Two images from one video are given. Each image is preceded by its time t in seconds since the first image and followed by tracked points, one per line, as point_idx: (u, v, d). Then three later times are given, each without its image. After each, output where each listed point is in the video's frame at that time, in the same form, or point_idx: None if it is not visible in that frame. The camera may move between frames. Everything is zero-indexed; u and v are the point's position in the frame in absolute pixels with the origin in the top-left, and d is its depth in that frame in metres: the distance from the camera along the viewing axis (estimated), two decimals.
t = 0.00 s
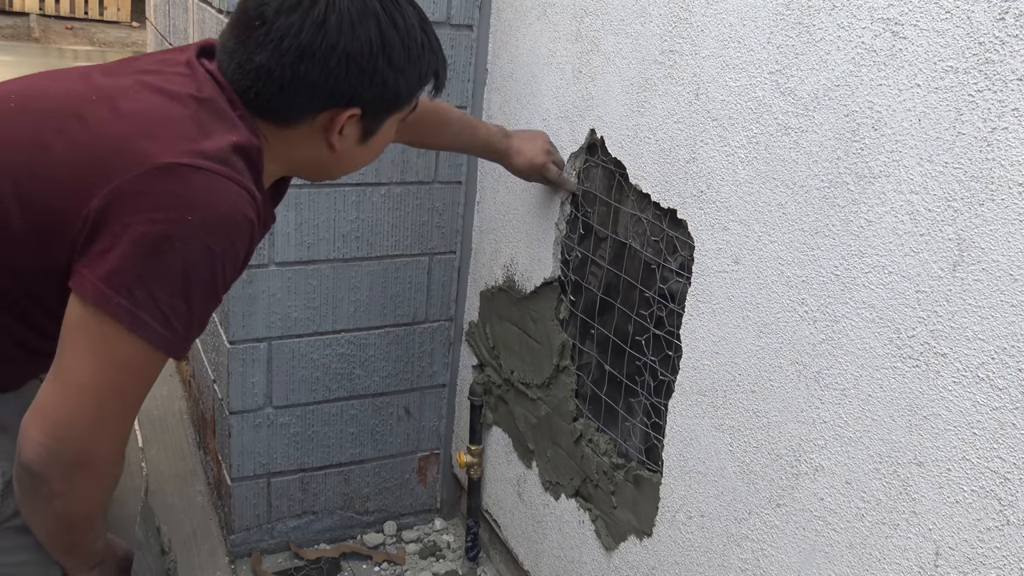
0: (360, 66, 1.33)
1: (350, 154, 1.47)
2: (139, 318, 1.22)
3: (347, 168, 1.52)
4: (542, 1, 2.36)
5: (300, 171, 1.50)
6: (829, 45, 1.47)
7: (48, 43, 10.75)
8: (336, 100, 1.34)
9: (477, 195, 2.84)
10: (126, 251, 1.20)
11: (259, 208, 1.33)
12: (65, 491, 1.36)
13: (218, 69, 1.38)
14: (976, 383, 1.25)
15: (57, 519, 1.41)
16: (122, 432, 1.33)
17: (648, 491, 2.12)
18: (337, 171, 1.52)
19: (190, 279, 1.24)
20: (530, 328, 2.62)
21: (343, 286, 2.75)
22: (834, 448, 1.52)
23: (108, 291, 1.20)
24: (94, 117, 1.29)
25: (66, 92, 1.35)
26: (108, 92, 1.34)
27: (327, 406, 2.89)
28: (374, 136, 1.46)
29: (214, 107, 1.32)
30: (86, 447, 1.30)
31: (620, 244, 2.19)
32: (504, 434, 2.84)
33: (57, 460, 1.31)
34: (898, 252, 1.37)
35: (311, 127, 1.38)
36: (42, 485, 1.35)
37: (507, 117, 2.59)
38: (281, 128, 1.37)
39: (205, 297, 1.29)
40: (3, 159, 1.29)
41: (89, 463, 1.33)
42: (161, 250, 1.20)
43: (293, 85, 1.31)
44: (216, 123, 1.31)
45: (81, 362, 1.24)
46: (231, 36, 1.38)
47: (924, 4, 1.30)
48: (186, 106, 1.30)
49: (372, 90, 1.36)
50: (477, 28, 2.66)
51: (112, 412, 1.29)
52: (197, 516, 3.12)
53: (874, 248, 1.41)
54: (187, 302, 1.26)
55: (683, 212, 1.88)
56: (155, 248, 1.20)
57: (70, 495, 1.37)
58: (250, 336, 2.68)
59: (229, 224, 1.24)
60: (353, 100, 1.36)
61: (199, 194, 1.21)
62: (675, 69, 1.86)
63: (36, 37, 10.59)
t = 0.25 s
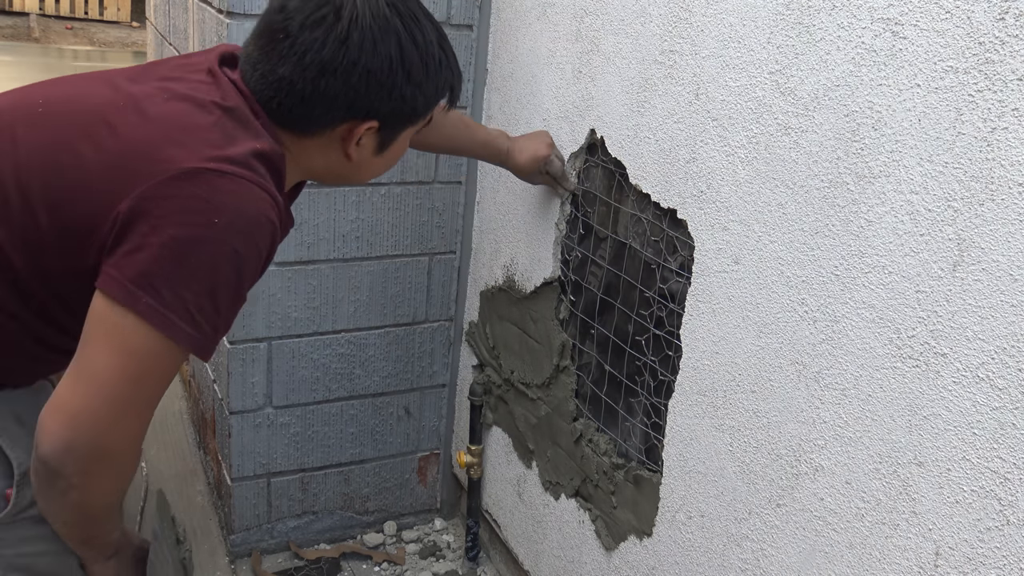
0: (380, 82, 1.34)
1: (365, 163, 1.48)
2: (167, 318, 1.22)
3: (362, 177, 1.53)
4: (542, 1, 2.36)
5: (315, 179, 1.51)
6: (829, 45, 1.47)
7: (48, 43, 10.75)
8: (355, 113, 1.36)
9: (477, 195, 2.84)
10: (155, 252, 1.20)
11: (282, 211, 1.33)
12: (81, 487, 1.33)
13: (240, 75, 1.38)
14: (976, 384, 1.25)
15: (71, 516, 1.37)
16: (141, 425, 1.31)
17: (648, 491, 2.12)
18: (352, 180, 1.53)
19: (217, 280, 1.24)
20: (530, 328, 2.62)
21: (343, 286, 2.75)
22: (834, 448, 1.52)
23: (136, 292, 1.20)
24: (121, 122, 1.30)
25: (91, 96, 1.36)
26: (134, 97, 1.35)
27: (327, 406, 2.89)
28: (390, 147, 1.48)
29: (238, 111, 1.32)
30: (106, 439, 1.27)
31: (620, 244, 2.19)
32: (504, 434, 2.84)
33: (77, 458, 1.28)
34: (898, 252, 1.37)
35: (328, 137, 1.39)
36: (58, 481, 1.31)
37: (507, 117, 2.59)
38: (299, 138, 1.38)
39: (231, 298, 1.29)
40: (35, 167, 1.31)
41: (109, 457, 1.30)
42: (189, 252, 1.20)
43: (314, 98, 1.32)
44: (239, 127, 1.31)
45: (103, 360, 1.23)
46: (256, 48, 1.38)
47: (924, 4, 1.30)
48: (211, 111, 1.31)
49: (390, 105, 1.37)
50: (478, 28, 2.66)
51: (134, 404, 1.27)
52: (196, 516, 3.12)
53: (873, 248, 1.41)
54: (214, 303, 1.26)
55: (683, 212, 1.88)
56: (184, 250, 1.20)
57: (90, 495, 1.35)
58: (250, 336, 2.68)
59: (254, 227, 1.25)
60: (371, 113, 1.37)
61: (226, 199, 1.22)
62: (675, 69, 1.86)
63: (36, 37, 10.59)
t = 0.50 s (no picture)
0: (386, 92, 1.35)
1: (365, 167, 1.49)
2: (184, 303, 1.23)
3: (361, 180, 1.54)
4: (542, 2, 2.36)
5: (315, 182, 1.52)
6: (829, 45, 1.47)
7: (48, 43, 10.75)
8: (359, 119, 1.36)
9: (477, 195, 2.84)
10: (173, 240, 1.21)
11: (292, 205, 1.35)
12: (92, 471, 1.32)
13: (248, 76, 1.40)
14: (976, 383, 1.25)
15: (82, 501, 1.37)
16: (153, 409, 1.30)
17: (649, 491, 2.12)
18: (351, 183, 1.54)
19: (233, 268, 1.26)
20: (530, 328, 2.62)
21: (343, 286, 2.75)
22: (834, 448, 1.52)
23: (155, 278, 1.21)
24: (135, 119, 1.32)
25: (103, 96, 1.37)
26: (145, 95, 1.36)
27: (327, 406, 2.89)
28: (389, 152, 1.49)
29: (248, 108, 1.34)
30: (120, 424, 1.27)
31: (620, 244, 2.19)
32: (504, 434, 2.84)
33: (89, 442, 1.27)
34: (898, 252, 1.37)
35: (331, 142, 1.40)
36: (70, 466, 1.31)
37: (508, 117, 2.59)
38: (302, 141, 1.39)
39: (245, 286, 1.30)
40: (51, 163, 1.33)
41: (121, 441, 1.30)
42: (207, 240, 1.22)
43: (321, 103, 1.33)
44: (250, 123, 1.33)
45: (114, 343, 1.22)
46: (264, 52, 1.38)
47: (924, 4, 1.30)
48: (222, 107, 1.33)
49: (394, 113, 1.38)
50: (478, 28, 2.66)
51: (148, 388, 1.27)
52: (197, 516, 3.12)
53: (873, 248, 1.41)
54: (229, 289, 1.27)
55: (683, 212, 1.88)
56: (202, 237, 1.22)
57: (102, 478, 1.34)
58: (250, 336, 2.68)
59: (268, 217, 1.27)
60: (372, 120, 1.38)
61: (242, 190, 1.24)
62: (676, 69, 1.86)
63: (35, 37, 10.59)
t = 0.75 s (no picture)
0: (353, 50, 1.40)
1: (341, 134, 1.54)
2: (179, 272, 1.26)
3: (339, 150, 1.59)
4: (542, 1, 2.36)
5: (295, 155, 1.56)
6: (829, 45, 1.47)
7: (48, 43, 10.74)
8: (330, 80, 1.42)
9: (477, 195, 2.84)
10: (163, 211, 1.24)
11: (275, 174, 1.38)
12: (105, 445, 1.36)
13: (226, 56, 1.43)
14: (976, 384, 1.25)
15: (95, 476, 1.40)
16: (161, 379, 1.34)
17: (649, 491, 2.12)
18: (329, 154, 1.59)
19: (223, 236, 1.29)
20: (530, 328, 2.62)
21: (343, 286, 2.75)
22: (834, 448, 1.52)
23: (149, 249, 1.24)
24: (120, 98, 1.34)
25: (89, 80, 1.40)
26: (129, 76, 1.39)
27: (327, 406, 2.89)
28: (364, 117, 1.54)
29: (228, 84, 1.37)
30: (131, 394, 1.31)
31: (620, 243, 2.19)
32: (504, 434, 2.84)
33: (101, 417, 1.31)
34: (898, 252, 1.37)
35: (306, 107, 1.45)
36: (82, 442, 1.34)
37: (507, 117, 2.59)
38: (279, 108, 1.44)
39: (236, 253, 1.34)
40: (39, 148, 1.36)
41: (132, 414, 1.33)
42: (196, 209, 1.25)
43: (291, 65, 1.38)
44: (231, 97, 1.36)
45: (120, 319, 1.26)
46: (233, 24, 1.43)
47: (924, 4, 1.30)
48: (204, 83, 1.36)
49: (362, 72, 1.43)
50: (477, 28, 2.66)
51: (155, 358, 1.31)
52: (197, 517, 3.11)
53: (874, 248, 1.41)
54: (222, 258, 1.31)
55: (683, 212, 1.88)
56: (191, 207, 1.25)
57: (113, 454, 1.38)
58: (250, 336, 2.68)
59: (254, 184, 1.30)
60: (344, 81, 1.43)
61: (227, 158, 1.27)
62: (675, 69, 1.86)
63: (36, 37, 10.59)
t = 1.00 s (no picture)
0: (359, 58, 1.41)
1: (348, 143, 1.54)
2: (182, 278, 1.26)
3: (347, 158, 1.59)
4: (542, 2, 2.36)
5: (301, 163, 1.56)
6: (829, 45, 1.47)
7: (48, 43, 10.75)
8: (335, 89, 1.42)
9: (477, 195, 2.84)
10: (167, 216, 1.24)
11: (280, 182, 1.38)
12: (104, 451, 1.36)
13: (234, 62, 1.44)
14: (976, 383, 1.25)
15: (93, 481, 1.40)
16: (161, 386, 1.35)
17: (648, 491, 2.13)
18: (337, 162, 1.59)
19: (226, 242, 1.29)
20: (530, 329, 2.62)
21: (344, 286, 2.75)
22: (834, 448, 1.52)
23: (152, 253, 1.24)
24: (127, 101, 1.34)
25: (96, 83, 1.40)
26: (137, 79, 1.39)
27: (328, 406, 2.89)
28: (371, 126, 1.54)
29: (236, 90, 1.37)
30: (131, 400, 1.31)
31: (620, 243, 2.19)
32: (504, 434, 2.84)
33: (101, 421, 1.31)
34: (898, 252, 1.37)
35: (313, 115, 1.45)
36: (81, 447, 1.35)
37: (507, 117, 2.59)
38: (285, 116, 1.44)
39: (239, 259, 1.33)
40: (46, 149, 1.36)
41: (132, 419, 1.34)
42: (200, 215, 1.25)
43: (297, 72, 1.39)
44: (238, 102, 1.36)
45: (122, 325, 1.26)
46: (243, 31, 1.45)
47: (924, 4, 1.30)
48: (211, 88, 1.36)
49: (368, 81, 1.43)
50: (477, 28, 2.66)
51: (155, 365, 1.31)
52: (196, 517, 3.11)
53: (874, 248, 1.41)
54: (225, 264, 1.31)
55: (683, 212, 1.88)
56: (195, 213, 1.25)
57: (113, 457, 1.38)
58: (251, 336, 2.68)
59: (258, 191, 1.30)
60: (351, 89, 1.43)
61: (232, 165, 1.27)
62: (675, 69, 1.86)
63: (36, 37, 10.61)
